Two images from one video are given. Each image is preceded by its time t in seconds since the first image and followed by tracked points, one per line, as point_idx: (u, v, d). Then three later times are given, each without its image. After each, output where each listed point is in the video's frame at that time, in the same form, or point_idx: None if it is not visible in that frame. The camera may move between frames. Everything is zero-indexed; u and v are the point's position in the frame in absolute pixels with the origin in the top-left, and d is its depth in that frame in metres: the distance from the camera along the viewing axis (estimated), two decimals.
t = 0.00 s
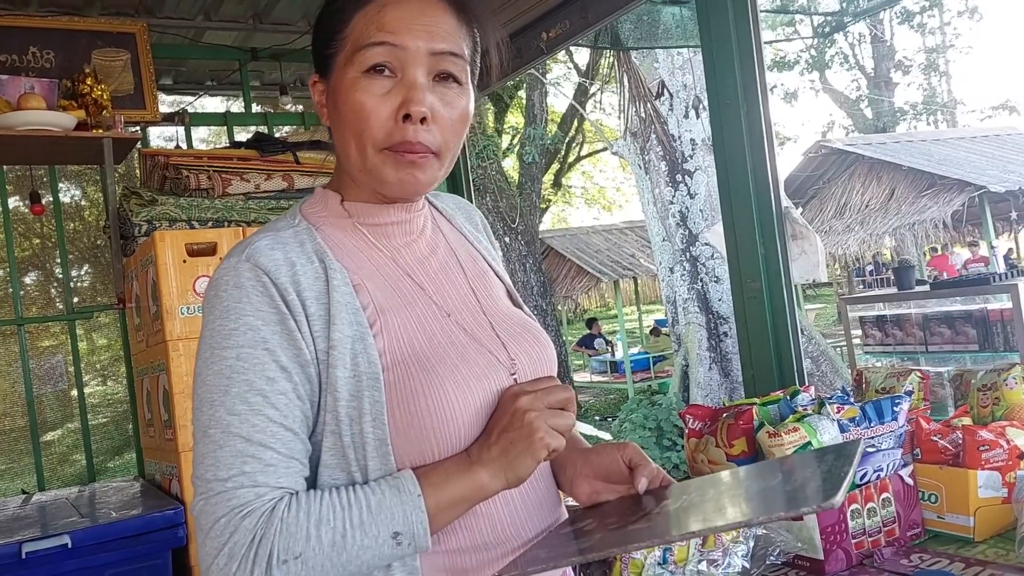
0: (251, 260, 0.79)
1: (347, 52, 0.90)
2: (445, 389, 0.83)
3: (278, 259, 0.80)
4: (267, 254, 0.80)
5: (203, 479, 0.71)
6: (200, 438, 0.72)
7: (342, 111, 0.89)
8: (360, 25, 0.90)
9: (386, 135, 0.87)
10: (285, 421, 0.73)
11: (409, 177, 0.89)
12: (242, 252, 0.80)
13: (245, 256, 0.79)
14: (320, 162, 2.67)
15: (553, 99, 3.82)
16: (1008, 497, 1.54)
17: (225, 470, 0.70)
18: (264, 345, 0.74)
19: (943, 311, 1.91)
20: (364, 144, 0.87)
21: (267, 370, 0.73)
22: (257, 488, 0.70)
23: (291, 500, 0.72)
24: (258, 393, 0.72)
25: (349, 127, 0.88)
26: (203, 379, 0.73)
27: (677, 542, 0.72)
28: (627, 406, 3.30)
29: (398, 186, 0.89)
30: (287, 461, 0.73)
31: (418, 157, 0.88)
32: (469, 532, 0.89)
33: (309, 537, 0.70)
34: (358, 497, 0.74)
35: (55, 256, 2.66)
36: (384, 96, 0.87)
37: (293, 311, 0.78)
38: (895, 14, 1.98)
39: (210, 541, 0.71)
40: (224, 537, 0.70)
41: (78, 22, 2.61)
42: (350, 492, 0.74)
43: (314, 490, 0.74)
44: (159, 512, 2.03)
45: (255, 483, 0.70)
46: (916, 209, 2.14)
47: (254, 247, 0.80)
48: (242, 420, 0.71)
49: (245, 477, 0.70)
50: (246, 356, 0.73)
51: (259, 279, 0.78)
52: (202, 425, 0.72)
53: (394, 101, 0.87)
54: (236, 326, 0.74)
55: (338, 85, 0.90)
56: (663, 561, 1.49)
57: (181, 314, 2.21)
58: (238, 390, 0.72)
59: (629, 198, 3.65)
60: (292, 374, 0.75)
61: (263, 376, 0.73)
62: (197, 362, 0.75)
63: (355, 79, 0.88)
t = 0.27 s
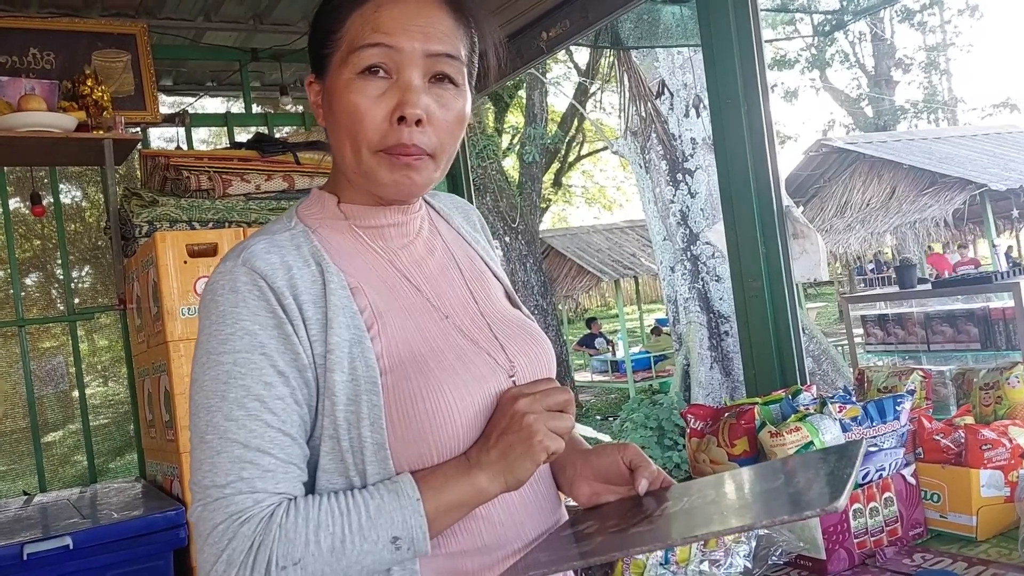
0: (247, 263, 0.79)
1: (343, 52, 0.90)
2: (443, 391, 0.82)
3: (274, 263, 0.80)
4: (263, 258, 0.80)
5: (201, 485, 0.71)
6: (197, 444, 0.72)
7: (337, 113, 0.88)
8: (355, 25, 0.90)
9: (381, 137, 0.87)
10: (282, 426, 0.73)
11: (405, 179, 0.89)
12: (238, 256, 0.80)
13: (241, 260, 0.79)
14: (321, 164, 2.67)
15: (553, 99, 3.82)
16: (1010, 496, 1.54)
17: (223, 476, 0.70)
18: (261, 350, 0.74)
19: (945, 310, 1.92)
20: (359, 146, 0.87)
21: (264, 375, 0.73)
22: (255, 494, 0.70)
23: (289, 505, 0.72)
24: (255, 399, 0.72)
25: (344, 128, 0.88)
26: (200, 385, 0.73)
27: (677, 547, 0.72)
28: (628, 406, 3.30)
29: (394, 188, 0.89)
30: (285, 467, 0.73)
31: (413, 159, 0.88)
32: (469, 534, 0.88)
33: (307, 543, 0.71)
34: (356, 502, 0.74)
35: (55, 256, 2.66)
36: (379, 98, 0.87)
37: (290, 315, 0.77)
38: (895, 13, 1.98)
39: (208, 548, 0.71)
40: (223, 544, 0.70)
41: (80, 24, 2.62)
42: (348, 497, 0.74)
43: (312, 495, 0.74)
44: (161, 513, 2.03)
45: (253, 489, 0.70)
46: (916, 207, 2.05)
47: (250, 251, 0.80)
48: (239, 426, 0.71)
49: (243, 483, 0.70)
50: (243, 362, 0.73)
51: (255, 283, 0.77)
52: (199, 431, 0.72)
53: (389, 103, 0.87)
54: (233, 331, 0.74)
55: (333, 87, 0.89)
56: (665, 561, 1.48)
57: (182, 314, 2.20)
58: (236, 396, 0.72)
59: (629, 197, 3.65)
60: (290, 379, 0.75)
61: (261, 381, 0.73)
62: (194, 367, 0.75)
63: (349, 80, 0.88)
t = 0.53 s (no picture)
0: (242, 270, 0.78)
1: (336, 55, 0.89)
2: (441, 395, 0.82)
3: (269, 269, 0.80)
4: (257, 264, 0.79)
5: (199, 494, 0.71)
6: (194, 452, 0.72)
7: (331, 116, 0.88)
8: (349, 28, 0.90)
9: (375, 140, 0.86)
10: (280, 433, 0.73)
11: (400, 182, 0.88)
12: (232, 263, 0.79)
13: (236, 266, 0.78)
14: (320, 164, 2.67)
15: (554, 98, 3.82)
16: (1010, 494, 1.55)
17: (221, 485, 0.70)
18: (257, 357, 0.74)
19: (945, 309, 1.92)
20: (353, 149, 0.87)
21: (261, 382, 0.73)
22: (253, 502, 0.71)
23: (287, 512, 0.72)
24: (252, 406, 0.72)
25: (338, 131, 0.87)
26: (197, 393, 0.73)
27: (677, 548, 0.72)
28: (630, 405, 3.33)
29: (388, 191, 0.89)
30: (283, 474, 0.73)
31: (407, 162, 0.88)
32: (470, 537, 0.88)
33: (307, 550, 0.71)
34: (355, 508, 0.74)
35: (55, 257, 2.66)
36: (372, 100, 0.86)
37: (286, 322, 0.77)
38: (894, 12, 1.98)
39: (207, 557, 0.71)
40: (222, 553, 0.70)
41: (79, 24, 2.61)
42: (347, 504, 0.74)
43: (311, 501, 0.75)
44: (162, 515, 2.03)
45: (251, 497, 0.71)
46: (915, 207, 2.21)
47: (244, 257, 0.80)
48: (237, 434, 0.71)
49: (241, 492, 0.70)
50: (240, 369, 0.73)
51: (250, 290, 0.77)
52: (195, 439, 0.72)
53: (382, 106, 0.86)
54: (228, 338, 0.74)
55: (327, 90, 0.89)
56: (667, 562, 1.47)
57: (183, 315, 2.20)
58: (233, 403, 0.72)
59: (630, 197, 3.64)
60: (286, 386, 0.75)
61: (257, 389, 0.73)
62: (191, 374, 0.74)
63: (343, 82, 0.87)
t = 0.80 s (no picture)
0: (237, 276, 0.77)
1: (327, 60, 0.89)
2: (437, 398, 0.82)
3: (263, 275, 0.79)
4: (252, 270, 0.79)
5: (198, 502, 0.71)
6: (192, 460, 0.71)
7: (324, 121, 0.88)
8: (339, 32, 0.89)
9: (368, 146, 0.86)
10: (278, 439, 0.73)
11: (394, 187, 0.88)
12: (226, 270, 0.78)
13: (231, 273, 0.77)
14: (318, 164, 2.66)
15: (553, 98, 3.82)
16: (1009, 492, 1.55)
17: (221, 492, 0.70)
18: (254, 363, 0.73)
19: (943, 308, 1.93)
20: (346, 155, 0.87)
21: (258, 389, 0.73)
22: (253, 509, 0.70)
23: (287, 518, 0.72)
24: (250, 413, 0.72)
25: (331, 137, 0.88)
26: (194, 400, 0.73)
27: (678, 545, 0.72)
28: (630, 404, 3.37)
29: (382, 195, 0.89)
30: (283, 480, 0.73)
31: (401, 167, 0.88)
32: (469, 539, 0.88)
33: (308, 556, 0.71)
34: (356, 513, 0.74)
35: (54, 258, 2.65)
36: (364, 106, 0.86)
37: (283, 328, 0.76)
38: (891, 12, 1.98)
39: (208, 564, 0.71)
40: (223, 561, 0.70)
41: (77, 24, 2.60)
42: (347, 508, 0.74)
43: (311, 507, 0.74)
44: (161, 517, 2.03)
45: (251, 505, 0.70)
46: (914, 205, 2.29)
47: (239, 263, 0.79)
48: (234, 441, 0.71)
49: (240, 499, 0.70)
50: (236, 377, 0.72)
51: (246, 296, 0.76)
52: (193, 447, 0.71)
53: (375, 112, 0.86)
54: (225, 345, 0.74)
55: (318, 96, 0.89)
56: (668, 561, 1.48)
57: (183, 317, 2.20)
58: (230, 410, 0.71)
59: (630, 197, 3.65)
60: (284, 392, 0.75)
61: (255, 395, 0.72)
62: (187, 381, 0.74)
63: (335, 88, 0.87)
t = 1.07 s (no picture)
0: (242, 276, 0.78)
1: (356, 62, 0.88)
2: (443, 397, 0.82)
3: (269, 274, 0.79)
4: (258, 269, 0.79)
5: (205, 500, 0.72)
6: (199, 458, 0.72)
7: (354, 123, 0.88)
8: (370, 32, 0.89)
9: (401, 150, 0.87)
10: (284, 438, 0.74)
11: (420, 193, 0.89)
12: (232, 269, 0.79)
13: (236, 272, 0.78)
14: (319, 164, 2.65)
15: (554, 98, 3.81)
16: (1010, 491, 1.55)
17: (227, 491, 0.71)
18: (260, 363, 0.74)
19: (944, 307, 1.95)
20: (376, 157, 0.87)
21: (264, 387, 0.74)
22: (259, 507, 0.71)
23: (293, 516, 0.72)
24: (257, 411, 0.73)
25: (360, 139, 0.87)
26: (200, 400, 0.73)
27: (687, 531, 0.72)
28: (631, 404, 3.30)
29: (408, 199, 0.89)
30: (289, 478, 0.73)
31: (428, 172, 0.89)
32: (473, 535, 0.88)
33: (314, 554, 0.71)
34: (361, 510, 0.75)
35: (54, 258, 2.65)
36: (400, 110, 0.87)
37: (288, 326, 0.77)
38: (892, 11, 1.99)
39: (214, 563, 0.72)
40: (229, 559, 0.71)
41: (78, 25, 2.60)
42: (353, 506, 0.75)
43: (317, 505, 0.75)
44: (163, 517, 2.03)
45: (257, 502, 0.71)
46: (914, 203, 2.25)
47: (244, 263, 0.79)
48: (241, 439, 0.71)
49: (247, 497, 0.71)
50: (243, 375, 0.73)
51: (251, 295, 0.77)
52: (200, 445, 0.72)
53: (410, 116, 0.87)
54: (231, 345, 0.74)
55: (344, 96, 0.88)
56: (670, 560, 1.51)
57: (183, 317, 2.20)
58: (236, 409, 0.72)
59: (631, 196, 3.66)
60: (290, 391, 0.75)
61: (261, 394, 0.73)
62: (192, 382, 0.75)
63: (368, 91, 0.87)
